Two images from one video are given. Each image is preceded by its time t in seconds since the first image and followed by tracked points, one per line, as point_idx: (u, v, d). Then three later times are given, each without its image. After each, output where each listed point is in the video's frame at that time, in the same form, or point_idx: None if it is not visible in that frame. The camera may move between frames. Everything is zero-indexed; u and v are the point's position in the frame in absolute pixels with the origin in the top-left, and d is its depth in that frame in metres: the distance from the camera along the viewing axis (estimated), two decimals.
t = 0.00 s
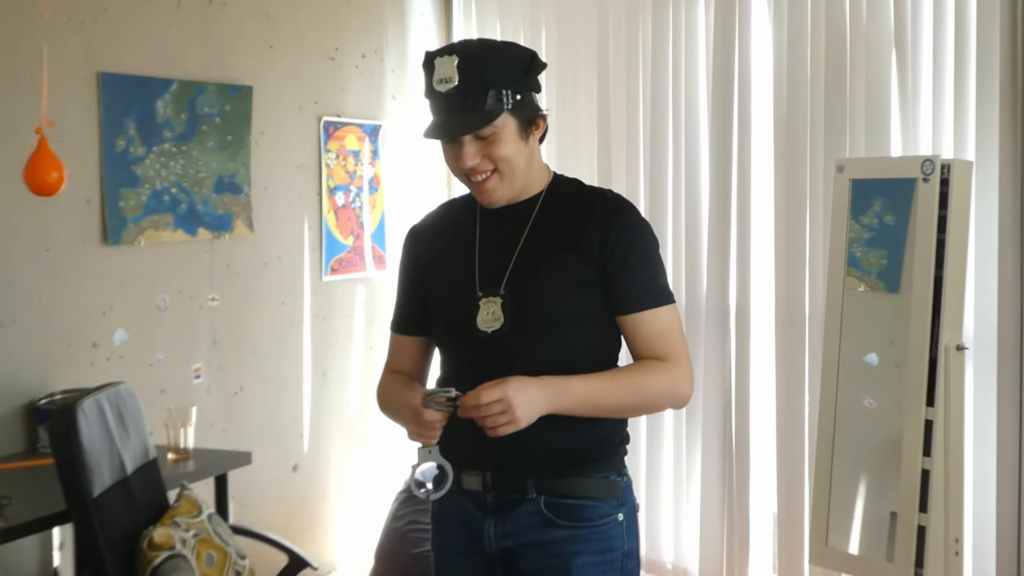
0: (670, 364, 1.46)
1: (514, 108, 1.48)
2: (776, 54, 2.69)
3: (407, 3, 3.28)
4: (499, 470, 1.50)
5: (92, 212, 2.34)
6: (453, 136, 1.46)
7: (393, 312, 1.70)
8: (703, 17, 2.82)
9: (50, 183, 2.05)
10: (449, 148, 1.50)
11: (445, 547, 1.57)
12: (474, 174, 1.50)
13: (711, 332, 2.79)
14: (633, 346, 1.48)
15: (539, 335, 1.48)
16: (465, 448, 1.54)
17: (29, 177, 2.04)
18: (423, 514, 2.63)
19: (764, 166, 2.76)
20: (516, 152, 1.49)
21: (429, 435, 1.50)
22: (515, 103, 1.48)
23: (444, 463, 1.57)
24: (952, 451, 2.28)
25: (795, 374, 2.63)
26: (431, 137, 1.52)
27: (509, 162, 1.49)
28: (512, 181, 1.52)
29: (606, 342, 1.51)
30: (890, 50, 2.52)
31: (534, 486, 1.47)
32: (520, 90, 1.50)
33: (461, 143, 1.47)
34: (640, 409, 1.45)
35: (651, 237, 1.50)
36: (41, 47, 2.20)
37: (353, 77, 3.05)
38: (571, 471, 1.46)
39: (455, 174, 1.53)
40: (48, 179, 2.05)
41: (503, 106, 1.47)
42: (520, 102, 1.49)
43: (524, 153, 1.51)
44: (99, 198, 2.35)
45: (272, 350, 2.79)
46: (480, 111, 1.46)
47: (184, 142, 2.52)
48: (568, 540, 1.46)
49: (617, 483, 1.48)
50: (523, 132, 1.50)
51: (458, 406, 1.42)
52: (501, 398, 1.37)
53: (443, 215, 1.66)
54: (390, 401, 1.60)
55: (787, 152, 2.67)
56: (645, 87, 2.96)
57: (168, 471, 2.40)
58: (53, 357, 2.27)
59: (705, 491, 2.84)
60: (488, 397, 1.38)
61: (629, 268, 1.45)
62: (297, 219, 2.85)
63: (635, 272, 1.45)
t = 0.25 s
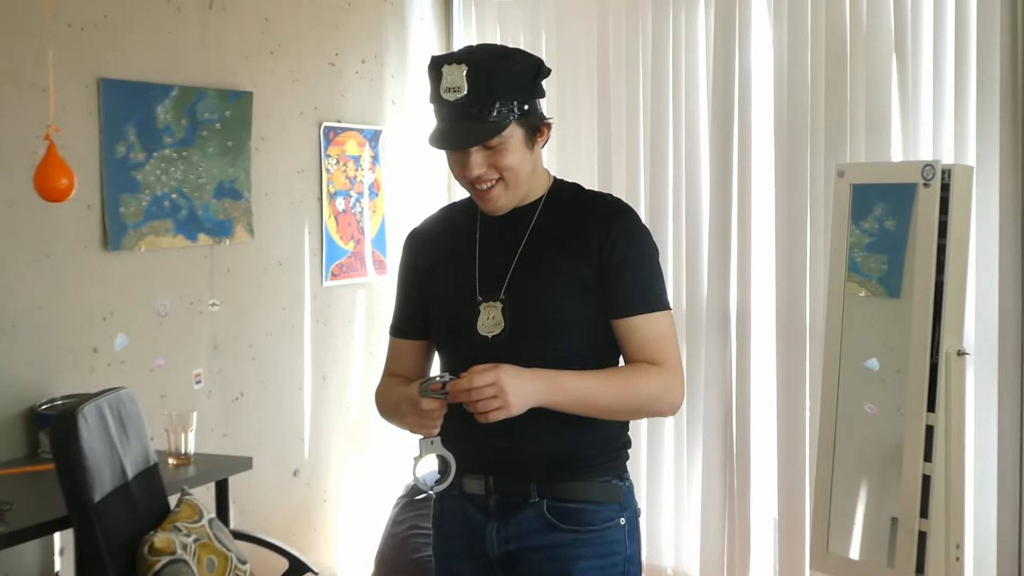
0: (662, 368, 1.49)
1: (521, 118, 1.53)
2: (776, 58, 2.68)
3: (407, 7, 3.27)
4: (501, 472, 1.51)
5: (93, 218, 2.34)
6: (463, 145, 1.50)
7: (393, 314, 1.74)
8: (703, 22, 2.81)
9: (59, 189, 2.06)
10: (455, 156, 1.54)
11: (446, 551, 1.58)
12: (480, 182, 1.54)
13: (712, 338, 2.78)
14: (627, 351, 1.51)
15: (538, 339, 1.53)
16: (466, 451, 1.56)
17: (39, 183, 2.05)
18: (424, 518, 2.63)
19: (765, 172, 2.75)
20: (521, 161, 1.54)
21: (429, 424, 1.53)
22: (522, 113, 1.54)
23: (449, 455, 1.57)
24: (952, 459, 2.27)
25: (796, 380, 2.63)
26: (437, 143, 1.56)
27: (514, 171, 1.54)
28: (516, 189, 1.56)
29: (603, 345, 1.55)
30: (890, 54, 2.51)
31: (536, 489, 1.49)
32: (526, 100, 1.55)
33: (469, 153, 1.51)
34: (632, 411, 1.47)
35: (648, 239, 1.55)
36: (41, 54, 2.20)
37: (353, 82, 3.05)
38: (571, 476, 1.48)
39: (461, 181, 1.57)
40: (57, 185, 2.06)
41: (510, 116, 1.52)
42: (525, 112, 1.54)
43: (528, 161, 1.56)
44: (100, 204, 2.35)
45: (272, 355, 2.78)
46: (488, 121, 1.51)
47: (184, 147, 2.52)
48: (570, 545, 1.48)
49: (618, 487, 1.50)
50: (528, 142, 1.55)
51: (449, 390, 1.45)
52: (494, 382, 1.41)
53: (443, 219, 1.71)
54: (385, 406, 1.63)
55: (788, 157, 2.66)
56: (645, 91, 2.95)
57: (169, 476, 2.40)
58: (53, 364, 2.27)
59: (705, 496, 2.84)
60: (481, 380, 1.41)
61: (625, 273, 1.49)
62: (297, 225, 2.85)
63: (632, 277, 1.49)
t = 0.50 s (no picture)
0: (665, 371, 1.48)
1: (523, 120, 1.54)
2: (786, 54, 2.62)
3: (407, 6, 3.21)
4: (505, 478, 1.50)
5: (88, 220, 2.28)
6: (464, 150, 1.52)
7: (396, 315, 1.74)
8: (712, 20, 2.75)
9: (67, 190, 2.04)
10: (456, 160, 1.56)
11: (450, 559, 1.57)
12: (483, 186, 1.56)
13: (722, 342, 2.70)
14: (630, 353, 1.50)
15: (543, 340, 1.54)
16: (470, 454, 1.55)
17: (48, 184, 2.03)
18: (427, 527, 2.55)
19: (774, 172, 2.68)
20: (523, 164, 1.56)
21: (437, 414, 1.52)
22: (524, 114, 1.55)
23: (454, 449, 1.55)
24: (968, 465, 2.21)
25: (809, 386, 2.55)
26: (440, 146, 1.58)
27: (516, 174, 1.56)
28: (518, 191, 1.58)
29: (608, 347, 1.55)
30: (903, 49, 2.46)
31: (541, 497, 1.47)
32: (527, 101, 1.56)
33: (470, 158, 1.53)
34: (634, 415, 1.46)
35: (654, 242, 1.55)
36: (36, 51, 2.14)
37: (354, 80, 3.00)
38: (579, 481, 1.47)
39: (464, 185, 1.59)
40: (65, 186, 2.04)
41: (510, 119, 1.53)
42: (526, 113, 1.56)
43: (530, 163, 1.58)
44: (95, 205, 2.29)
45: (271, 360, 2.71)
46: (488, 124, 1.52)
47: (180, 148, 2.46)
48: (577, 553, 1.46)
49: (626, 494, 1.48)
50: (531, 143, 1.57)
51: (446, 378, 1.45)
52: (493, 374, 1.40)
53: (446, 219, 1.71)
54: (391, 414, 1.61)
55: (798, 154, 2.60)
56: (652, 89, 2.88)
57: (166, 483, 2.32)
58: (47, 371, 2.20)
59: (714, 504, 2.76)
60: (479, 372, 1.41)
61: (630, 274, 1.49)
62: (296, 226, 2.78)
63: (637, 277, 1.49)
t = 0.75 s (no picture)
0: (645, 388, 1.37)
1: (481, 110, 1.39)
2: (785, 23, 2.28)
3: None
4: (470, 509, 1.41)
5: None
6: (414, 146, 1.36)
7: (349, 328, 1.58)
8: None
9: None
10: (410, 157, 1.41)
11: None
12: (441, 185, 1.42)
13: (713, 352, 2.39)
14: (608, 367, 1.39)
15: (509, 352, 1.41)
16: (431, 483, 1.44)
17: None
18: (385, 565, 2.28)
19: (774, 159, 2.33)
20: (484, 159, 1.41)
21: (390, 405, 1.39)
22: (483, 104, 1.39)
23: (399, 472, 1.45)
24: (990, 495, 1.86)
25: (810, 399, 2.25)
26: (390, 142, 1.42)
27: (477, 171, 1.41)
28: (481, 189, 1.44)
29: (581, 360, 1.42)
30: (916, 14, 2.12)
31: (512, 530, 1.38)
32: (486, 88, 1.40)
33: (424, 155, 1.38)
34: (607, 434, 1.36)
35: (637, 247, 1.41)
36: None
37: (302, 61, 2.62)
38: (549, 513, 1.38)
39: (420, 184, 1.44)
40: None
41: (467, 109, 1.38)
42: (484, 100, 1.40)
43: (494, 157, 1.43)
44: (6, 204, 1.96)
45: (207, 379, 2.37)
46: (440, 116, 1.37)
47: (104, 137, 2.13)
48: None
49: (607, 526, 1.40)
50: (493, 135, 1.42)
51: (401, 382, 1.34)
52: (451, 383, 1.30)
53: (404, 222, 1.56)
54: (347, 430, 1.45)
55: (800, 138, 2.26)
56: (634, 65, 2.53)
57: (87, 517, 1.96)
58: None
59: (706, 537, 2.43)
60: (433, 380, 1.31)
61: (607, 276, 1.37)
62: (236, 226, 2.43)
63: (614, 281, 1.37)
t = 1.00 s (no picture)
0: (646, 387, 1.37)
1: (476, 114, 1.39)
2: (789, 25, 2.27)
3: None
4: (474, 512, 1.41)
5: None
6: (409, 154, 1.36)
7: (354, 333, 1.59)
8: None
9: None
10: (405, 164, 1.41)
11: None
12: (438, 190, 1.42)
13: (717, 355, 2.38)
14: (609, 369, 1.39)
15: (510, 353, 1.42)
16: (436, 486, 1.44)
17: None
18: (389, 568, 2.27)
19: (780, 162, 2.32)
20: (480, 162, 1.40)
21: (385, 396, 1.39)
22: (476, 107, 1.39)
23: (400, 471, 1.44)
24: (996, 500, 1.85)
25: (815, 403, 2.25)
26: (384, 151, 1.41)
27: (474, 174, 1.41)
28: (479, 193, 1.44)
29: (583, 360, 1.42)
30: (922, 17, 2.11)
31: (516, 533, 1.38)
32: (478, 91, 1.39)
33: (419, 161, 1.38)
34: (608, 432, 1.35)
35: (638, 244, 1.41)
36: None
37: (305, 64, 2.62)
38: (554, 515, 1.38)
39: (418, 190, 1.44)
40: None
41: (460, 114, 1.37)
42: (477, 104, 1.39)
43: (490, 161, 1.42)
44: (9, 207, 1.96)
45: (210, 383, 2.37)
46: (433, 122, 1.37)
47: (108, 140, 2.13)
48: None
49: (612, 531, 1.39)
50: (488, 138, 1.41)
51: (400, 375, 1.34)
52: (452, 377, 1.30)
53: (407, 226, 1.56)
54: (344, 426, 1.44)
55: (804, 141, 2.26)
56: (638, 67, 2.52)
57: (91, 518, 1.96)
58: None
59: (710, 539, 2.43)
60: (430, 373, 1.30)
61: (606, 275, 1.37)
62: (240, 229, 2.43)
63: (613, 278, 1.37)
